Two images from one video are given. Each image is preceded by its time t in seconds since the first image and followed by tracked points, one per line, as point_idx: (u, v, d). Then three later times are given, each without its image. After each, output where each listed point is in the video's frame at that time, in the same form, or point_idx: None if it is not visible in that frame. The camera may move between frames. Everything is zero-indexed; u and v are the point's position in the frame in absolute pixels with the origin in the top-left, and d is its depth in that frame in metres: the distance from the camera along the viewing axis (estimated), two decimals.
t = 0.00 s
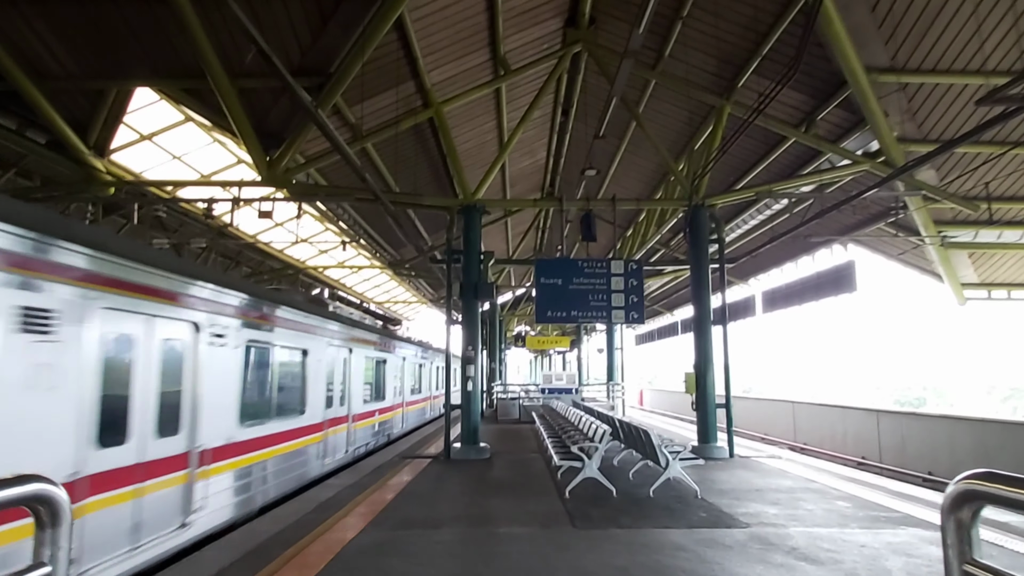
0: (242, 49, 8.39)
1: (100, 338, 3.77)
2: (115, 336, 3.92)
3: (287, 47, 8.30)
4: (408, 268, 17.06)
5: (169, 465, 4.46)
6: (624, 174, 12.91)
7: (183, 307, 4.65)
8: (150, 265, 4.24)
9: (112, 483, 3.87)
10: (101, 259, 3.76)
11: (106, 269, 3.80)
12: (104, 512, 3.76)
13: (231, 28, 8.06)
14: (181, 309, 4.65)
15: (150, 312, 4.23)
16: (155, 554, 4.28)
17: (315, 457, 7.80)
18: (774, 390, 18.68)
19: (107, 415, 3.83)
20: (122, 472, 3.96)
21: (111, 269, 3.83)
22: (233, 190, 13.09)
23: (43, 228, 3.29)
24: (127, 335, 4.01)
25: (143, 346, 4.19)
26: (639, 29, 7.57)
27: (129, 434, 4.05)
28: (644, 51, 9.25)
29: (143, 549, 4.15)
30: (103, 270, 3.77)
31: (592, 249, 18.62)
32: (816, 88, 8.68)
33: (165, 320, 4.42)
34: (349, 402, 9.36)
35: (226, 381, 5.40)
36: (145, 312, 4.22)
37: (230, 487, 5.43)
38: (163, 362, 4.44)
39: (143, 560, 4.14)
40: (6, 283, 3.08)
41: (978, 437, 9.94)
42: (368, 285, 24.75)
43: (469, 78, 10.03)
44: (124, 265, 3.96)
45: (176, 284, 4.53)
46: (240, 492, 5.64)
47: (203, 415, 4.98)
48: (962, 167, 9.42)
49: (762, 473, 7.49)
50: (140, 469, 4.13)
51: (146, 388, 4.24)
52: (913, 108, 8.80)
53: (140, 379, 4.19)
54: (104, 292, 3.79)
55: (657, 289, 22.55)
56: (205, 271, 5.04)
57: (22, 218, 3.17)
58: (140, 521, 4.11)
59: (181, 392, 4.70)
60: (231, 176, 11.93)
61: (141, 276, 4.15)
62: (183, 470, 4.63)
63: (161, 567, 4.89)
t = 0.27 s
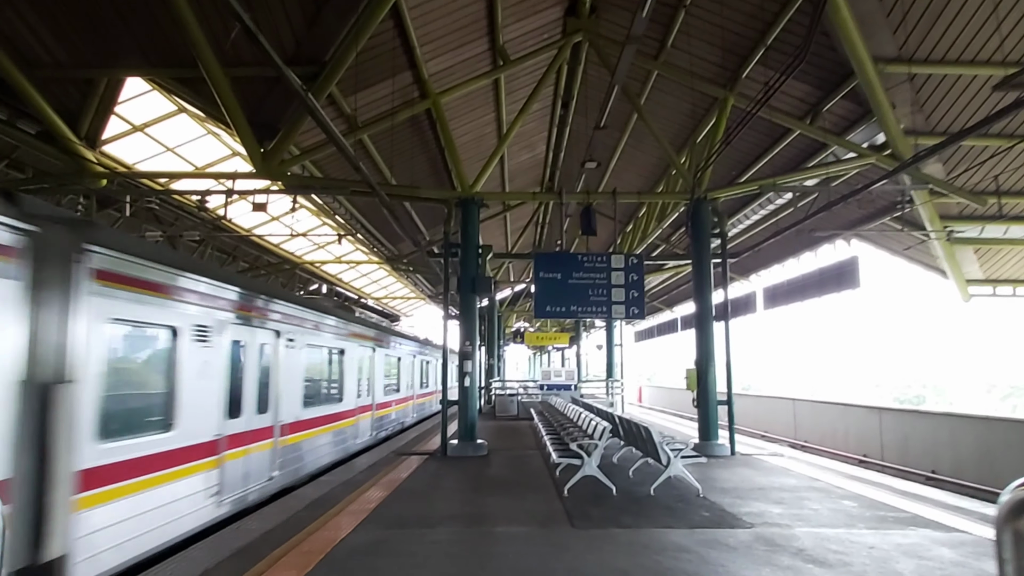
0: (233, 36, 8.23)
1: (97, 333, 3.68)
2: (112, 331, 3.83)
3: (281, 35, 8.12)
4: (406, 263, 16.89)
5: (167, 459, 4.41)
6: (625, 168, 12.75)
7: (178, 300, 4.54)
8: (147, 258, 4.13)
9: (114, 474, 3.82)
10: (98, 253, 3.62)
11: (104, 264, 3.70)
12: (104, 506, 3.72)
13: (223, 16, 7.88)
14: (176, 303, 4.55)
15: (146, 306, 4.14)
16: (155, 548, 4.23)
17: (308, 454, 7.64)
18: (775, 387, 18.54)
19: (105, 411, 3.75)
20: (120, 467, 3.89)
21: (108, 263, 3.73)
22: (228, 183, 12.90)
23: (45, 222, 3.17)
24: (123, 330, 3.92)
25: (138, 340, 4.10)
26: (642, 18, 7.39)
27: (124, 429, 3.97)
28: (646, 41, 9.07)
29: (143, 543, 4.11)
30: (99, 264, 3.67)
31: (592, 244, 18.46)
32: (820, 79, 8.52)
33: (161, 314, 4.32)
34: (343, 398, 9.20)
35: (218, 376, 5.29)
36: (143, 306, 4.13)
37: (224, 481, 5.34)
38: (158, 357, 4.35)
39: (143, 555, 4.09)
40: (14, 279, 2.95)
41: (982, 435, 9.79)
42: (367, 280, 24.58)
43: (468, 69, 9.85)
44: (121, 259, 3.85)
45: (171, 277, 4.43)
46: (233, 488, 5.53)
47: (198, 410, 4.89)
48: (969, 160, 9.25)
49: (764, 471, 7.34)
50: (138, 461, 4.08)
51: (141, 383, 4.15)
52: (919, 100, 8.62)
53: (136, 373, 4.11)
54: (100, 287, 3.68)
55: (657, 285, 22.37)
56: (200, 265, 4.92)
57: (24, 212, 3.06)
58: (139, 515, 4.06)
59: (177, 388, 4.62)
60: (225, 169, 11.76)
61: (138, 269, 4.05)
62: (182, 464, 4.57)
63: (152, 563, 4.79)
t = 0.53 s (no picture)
0: (226, 26, 7.98)
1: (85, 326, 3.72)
2: (100, 325, 3.86)
3: (273, 26, 7.88)
4: (403, 260, 16.68)
5: (158, 454, 4.43)
6: (625, 163, 12.56)
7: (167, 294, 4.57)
8: (132, 252, 4.18)
9: (103, 471, 3.85)
10: (80, 245, 3.69)
11: (92, 258, 3.78)
12: (93, 503, 3.76)
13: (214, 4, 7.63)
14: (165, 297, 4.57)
15: (136, 300, 4.18)
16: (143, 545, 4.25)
17: (301, 454, 7.43)
18: (776, 386, 18.35)
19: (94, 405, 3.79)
20: (111, 461, 3.92)
21: (92, 256, 3.78)
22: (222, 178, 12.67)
23: (19, 211, 3.23)
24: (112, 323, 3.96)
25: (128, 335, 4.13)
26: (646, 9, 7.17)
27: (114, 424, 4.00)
28: (648, 34, 8.86)
29: (131, 540, 4.13)
30: (82, 255, 3.71)
31: (592, 241, 18.23)
32: (827, 71, 8.31)
33: (150, 308, 4.35)
34: (338, 397, 9.00)
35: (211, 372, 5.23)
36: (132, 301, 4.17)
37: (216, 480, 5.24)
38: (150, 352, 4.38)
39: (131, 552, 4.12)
40: None
41: (990, 435, 9.60)
42: (364, 278, 24.35)
43: (466, 62, 9.64)
44: (105, 252, 3.90)
45: (160, 271, 4.45)
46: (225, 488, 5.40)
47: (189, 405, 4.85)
48: (978, 155, 9.06)
49: (771, 473, 7.14)
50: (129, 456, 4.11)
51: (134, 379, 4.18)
52: (928, 93, 8.42)
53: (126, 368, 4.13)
54: (85, 279, 3.74)
55: (657, 284, 22.17)
56: (184, 258, 4.95)
57: (4, 203, 3.14)
58: (129, 512, 4.09)
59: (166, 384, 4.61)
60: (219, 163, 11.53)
61: (125, 263, 4.10)
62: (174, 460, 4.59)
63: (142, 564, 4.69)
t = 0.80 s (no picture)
0: (218, 13, 7.76)
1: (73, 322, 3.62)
2: (94, 320, 3.80)
3: (266, 12, 7.65)
4: (400, 255, 16.48)
5: (150, 451, 4.33)
6: (625, 156, 12.37)
7: (162, 289, 4.47)
8: (126, 246, 4.09)
9: (95, 468, 3.76)
10: (76, 239, 3.62)
11: (88, 252, 3.71)
12: (84, 501, 3.67)
13: None
14: (160, 292, 4.48)
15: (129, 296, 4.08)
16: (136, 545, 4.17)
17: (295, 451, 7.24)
18: (776, 383, 18.20)
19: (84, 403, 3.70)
20: (102, 459, 3.83)
21: (85, 249, 3.69)
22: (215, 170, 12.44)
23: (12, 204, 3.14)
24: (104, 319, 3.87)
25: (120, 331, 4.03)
26: None
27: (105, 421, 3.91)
28: (650, 23, 8.66)
29: (128, 537, 4.09)
30: (76, 249, 3.63)
31: (592, 235, 18.03)
32: (834, 61, 8.11)
33: (142, 303, 4.26)
34: (334, 393, 8.83)
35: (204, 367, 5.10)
36: (122, 296, 4.08)
37: (207, 479, 5.12)
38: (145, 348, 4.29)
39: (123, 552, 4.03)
40: None
41: (995, 433, 9.45)
42: (361, 273, 24.13)
43: (464, 51, 9.43)
44: (99, 246, 3.82)
45: (154, 266, 4.36)
46: (215, 487, 5.27)
47: (182, 402, 4.75)
48: (986, 148, 8.88)
49: (774, 472, 6.97)
50: (121, 452, 4.02)
51: (129, 376, 4.11)
52: (938, 84, 8.23)
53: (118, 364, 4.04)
54: (78, 273, 3.65)
55: (657, 279, 22.01)
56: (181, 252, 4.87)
57: None
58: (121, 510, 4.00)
59: (159, 381, 4.51)
60: (213, 154, 11.31)
61: (119, 257, 4.01)
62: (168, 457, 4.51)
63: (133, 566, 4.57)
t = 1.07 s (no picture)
0: None
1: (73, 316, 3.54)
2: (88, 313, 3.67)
3: None
4: (397, 250, 16.30)
5: (149, 447, 4.25)
6: (625, 150, 12.22)
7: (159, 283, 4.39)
8: (121, 237, 3.96)
9: (93, 464, 3.67)
10: (68, 229, 3.49)
11: (80, 243, 3.58)
12: (81, 499, 3.57)
13: None
14: (157, 285, 4.38)
15: (128, 289, 3.98)
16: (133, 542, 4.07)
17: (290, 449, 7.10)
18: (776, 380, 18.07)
19: (81, 397, 3.60)
20: (100, 455, 3.73)
21: (79, 241, 3.58)
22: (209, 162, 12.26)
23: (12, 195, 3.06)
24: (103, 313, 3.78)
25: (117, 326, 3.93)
26: None
27: (103, 417, 3.81)
28: (652, 12, 8.51)
29: (123, 535, 3.97)
30: (74, 242, 3.54)
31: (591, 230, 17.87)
32: (840, 52, 7.96)
33: (141, 297, 4.16)
34: (329, 388, 8.66)
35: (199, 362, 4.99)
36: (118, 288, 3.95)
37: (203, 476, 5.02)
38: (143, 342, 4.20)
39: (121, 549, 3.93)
40: None
41: (998, 430, 9.32)
42: (358, 268, 23.94)
43: (462, 40, 9.27)
44: (96, 238, 3.72)
45: (151, 259, 4.25)
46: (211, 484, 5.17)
47: (181, 399, 4.67)
48: (993, 141, 8.72)
49: (777, 470, 6.84)
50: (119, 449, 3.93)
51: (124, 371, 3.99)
52: (944, 75, 8.08)
53: (116, 357, 3.94)
54: (75, 265, 3.55)
55: (656, 276, 21.86)
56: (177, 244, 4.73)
57: None
58: (120, 506, 3.92)
59: (155, 375, 4.38)
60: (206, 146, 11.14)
61: (116, 250, 3.91)
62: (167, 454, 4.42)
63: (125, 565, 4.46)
